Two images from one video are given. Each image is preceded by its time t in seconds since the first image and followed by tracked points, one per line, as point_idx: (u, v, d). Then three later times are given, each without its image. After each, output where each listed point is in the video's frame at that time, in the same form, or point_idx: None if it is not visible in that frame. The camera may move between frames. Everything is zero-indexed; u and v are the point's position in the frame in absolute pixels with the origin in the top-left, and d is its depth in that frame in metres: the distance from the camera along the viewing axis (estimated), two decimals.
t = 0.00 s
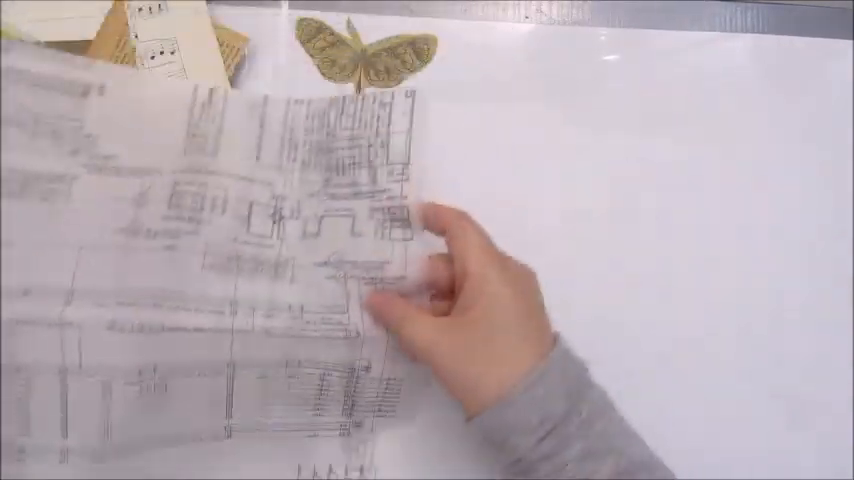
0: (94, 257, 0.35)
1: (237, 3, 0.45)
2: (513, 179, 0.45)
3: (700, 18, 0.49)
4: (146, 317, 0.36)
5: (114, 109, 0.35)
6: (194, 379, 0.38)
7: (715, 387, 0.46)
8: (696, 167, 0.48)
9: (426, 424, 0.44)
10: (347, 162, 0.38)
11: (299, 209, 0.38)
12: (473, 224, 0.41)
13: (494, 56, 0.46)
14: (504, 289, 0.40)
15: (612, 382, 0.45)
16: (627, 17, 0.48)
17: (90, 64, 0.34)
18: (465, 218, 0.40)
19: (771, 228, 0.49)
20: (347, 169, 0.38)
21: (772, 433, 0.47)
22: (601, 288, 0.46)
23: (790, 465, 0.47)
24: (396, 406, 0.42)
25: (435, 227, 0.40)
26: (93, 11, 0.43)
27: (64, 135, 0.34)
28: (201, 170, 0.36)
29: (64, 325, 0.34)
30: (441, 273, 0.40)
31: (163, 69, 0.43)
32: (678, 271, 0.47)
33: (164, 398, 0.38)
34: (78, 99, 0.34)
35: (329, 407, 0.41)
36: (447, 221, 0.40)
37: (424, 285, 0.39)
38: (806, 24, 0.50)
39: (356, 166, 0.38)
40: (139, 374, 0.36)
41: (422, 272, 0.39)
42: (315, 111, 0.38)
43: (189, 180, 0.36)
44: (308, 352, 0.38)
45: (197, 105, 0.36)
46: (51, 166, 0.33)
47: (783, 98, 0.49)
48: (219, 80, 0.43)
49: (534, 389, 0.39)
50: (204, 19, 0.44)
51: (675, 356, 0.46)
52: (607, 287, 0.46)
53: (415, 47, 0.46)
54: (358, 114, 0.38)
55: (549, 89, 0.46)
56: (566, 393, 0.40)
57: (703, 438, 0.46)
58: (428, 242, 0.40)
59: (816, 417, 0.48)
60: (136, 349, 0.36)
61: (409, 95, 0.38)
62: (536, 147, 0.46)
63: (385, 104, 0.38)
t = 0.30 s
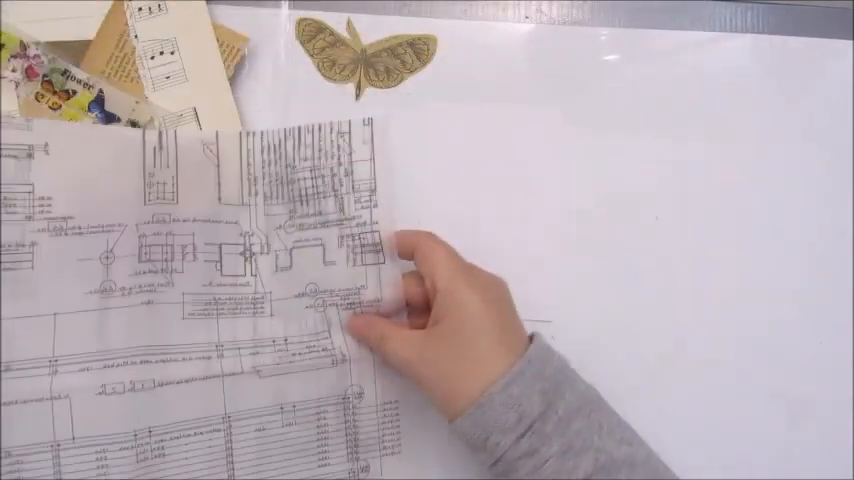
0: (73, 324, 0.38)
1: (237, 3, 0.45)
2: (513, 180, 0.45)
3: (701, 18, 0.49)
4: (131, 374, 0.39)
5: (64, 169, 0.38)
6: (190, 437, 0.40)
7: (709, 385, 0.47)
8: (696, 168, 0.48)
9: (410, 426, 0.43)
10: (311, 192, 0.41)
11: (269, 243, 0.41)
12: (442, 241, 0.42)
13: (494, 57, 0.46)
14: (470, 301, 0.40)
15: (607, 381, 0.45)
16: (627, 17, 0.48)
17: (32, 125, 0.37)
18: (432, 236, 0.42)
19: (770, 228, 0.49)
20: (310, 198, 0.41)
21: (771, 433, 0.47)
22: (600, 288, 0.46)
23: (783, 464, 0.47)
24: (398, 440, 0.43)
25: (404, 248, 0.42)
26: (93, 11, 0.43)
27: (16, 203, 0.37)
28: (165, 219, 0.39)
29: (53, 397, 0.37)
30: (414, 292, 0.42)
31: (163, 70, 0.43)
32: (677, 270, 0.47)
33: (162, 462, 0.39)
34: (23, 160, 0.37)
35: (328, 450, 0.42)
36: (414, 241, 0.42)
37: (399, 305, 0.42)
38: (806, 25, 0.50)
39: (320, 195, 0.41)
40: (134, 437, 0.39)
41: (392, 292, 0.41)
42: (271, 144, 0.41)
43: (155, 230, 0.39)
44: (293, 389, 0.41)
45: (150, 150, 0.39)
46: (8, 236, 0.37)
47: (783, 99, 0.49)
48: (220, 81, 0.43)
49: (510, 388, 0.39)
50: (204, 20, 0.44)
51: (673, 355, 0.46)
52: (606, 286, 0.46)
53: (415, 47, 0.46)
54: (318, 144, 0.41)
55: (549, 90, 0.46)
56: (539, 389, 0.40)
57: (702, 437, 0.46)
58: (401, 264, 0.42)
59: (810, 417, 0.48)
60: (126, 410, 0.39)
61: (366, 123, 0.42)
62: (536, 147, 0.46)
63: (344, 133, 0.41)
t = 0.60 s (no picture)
0: (79, 317, 0.38)
1: (237, 2, 0.45)
2: (512, 180, 0.46)
3: (701, 17, 0.49)
4: (135, 366, 0.39)
5: (70, 162, 0.38)
6: (194, 427, 0.40)
7: (710, 382, 0.47)
8: (696, 167, 0.48)
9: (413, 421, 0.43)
10: (316, 183, 0.41)
11: (273, 234, 0.41)
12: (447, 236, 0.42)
13: (493, 58, 0.46)
14: (477, 296, 0.40)
15: (606, 378, 0.45)
16: (627, 17, 0.48)
17: (37, 120, 0.38)
18: (437, 231, 0.42)
19: (770, 225, 0.49)
20: (316, 189, 0.41)
21: (772, 429, 0.47)
22: (600, 286, 0.46)
23: (783, 460, 0.47)
24: (398, 431, 0.43)
25: (410, 243, 0.42)
26: (93, 11, 0.43)
27: (24, 197, 0.37)
28: (168, 212, 0.39)
29: (61, 388, 0.38)
30: (419, 287, 0.42)
31: (164, 69, 0.43)
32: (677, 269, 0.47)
33: (168, 450, 0.40)
34: (30, 155, 0.37)
35: (329, 440, 0.42)
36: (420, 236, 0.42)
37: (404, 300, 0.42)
38: (806, 24, 0.50)
39: (326, 187, 0.41)
40: (141, 426, 0.39)
41: (396, 286, 0.42)
42: (276, 133, 0.41)
43: (158, 224, 0.39)
44: (295, 381, 0.41)
45: (152, 141, 0.39)
46: (16, 230, 0.37)
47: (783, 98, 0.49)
48: (220, 80, 0.43)
49: (516, 380, 0.39)
50: (204, 20, 0.44)
51: (673, 353, 0.46)
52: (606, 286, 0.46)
53: (415, 47, 0.46)
54: (324, 136, 0.42)
55: (549, 90, 0.46)
56: (545, 381, 0.40)
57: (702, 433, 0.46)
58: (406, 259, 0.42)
59: (811, 413, 0.48)
60: (131, 401, 0.39)
61: (372, 115, 0.42)
62: (536, 146, 0.46)
63: (350, 125, 0.42)
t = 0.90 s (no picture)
0: (79, 312, 0.38)
1: (237, 3, 0.45)
2: (512, 181, 0.46)
3: (701, 18, 0.49)
4: (136, 362, 0.39)
5: (69, 156, 0.38)
6: (196, 424, 0.40)
7: (711, 381, 0.47)
8: (696, 166, 0.48)
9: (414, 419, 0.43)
10: (318, 179, 0.41)
11: (276, 229, 0.41)
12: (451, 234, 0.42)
13: (493, 58, 0.46)
14: (481, 292, 0.40)
15: (607, 378, 0.45)
16: (627, 17, 0.48)
17: (35, 112, 0.38)
18: (441, 228, 0.42)
19: (770, 225, 0.49)
20: (318, 185, 0.41)
21: (772, 428, 0.47)
22: (601, 286, 0.46)
23: (783, 460, 0.47)
24: (400, 428, 0.43)
25: (414, 240, 0.42)
26: (92, 12, 0.43)
27: (23, 191, 0.37)
28: (169, 207, 0.39)
29: (61, 385, 0.38)
30: (422, 284, 0.42)
31: (164, 69, 0.43)
32: (678, 269, 0.47)
33: (169, 447, 0.40)
34: (29, 148, 0.37)
35: (330, 437, 0.42)
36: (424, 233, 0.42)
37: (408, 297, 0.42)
38: (807, 25, 0.50)
39: (328, 182, 0.41)
40: (142, 423, 0.39)
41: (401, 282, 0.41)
42: (278, 127, 0.41)
43: (159, 219, 0.39)
44: (297, 378, 0.41)
45: (153, 134, 0.39)
46: (15, 224, 0.37)
47: (782, 98, 0.50)
48: (220, 80, 0.43)
49: (520, 377, 0.39)
50: (204, 21, 0.44)
51: (674, 353, 0.46)
52: (607, 286, 0.46)
53: (415, 47, 0.46)
54: (328, 130, 0.41)
55: (549, 90, 0.46)
56: (549, 378, 0.40)
57: (703, 431, 0.46)
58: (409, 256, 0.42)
59: (811, 413, 0.48)
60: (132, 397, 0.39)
61: (377, 110, 0.41)
62: (536, 146, 0.46)
63: (354, 120, 0.41)
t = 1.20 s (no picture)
0: (78, 312, 0.38)
1: (237, 3, 0.45)
2: (512, 181, 0.46)
3: (701, 18, 0.49)
4: (136, 360, 0.39)
5: (69, 155, 0.38)
6: (196, 423, 0.40)
7: (711, 380, 0.47)
8: (696, 165, 0.48)
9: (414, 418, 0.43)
10: (319, 178, 0.41)
11: (276, 228, 0.41)
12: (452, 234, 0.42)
13: (493, 58, 0.46)
14: (482, 291, 0.40)
15: (606, 378, 0.45)
16: (627, 17, 0.48)
17: (35, 110, 0.38)
18: (442, 228, 0.42)
19: (770, 224, 0.49)
20: (319, 184, 0.41)
21: (772, 428, 0.47)
22: (601, 286, 0.46)
23: (783, 460, 0.47)
24: (400, 427, 0.43)
25: (414, 239, 0.42)
26: (93, 12, 0.43)
27: (23, 189, 0.37)
28: (170, 206, 0.39)
29: (62, 384, 0.38)
30: (422, 283, 0.43)
31: (164, 69, 0.43)
32: (678, 269, 0.47)
33: (169, 446, 0.40)
34: (28, 146, 0.37)
35: (331, 436, 0.42)
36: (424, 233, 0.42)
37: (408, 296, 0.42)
38: (807, 25, 0.50)
39: (329, 182, 0.41)
40: (142, 423, 0.39)
41: (402, 281, 0.41)
42: (279, 126, 0.41)
43: (159, 218, 0.39)
44: (298, 377, 0.41)
45: (153, 132, 0.39)
46: (15, 222, 0.37)
47: (782, 98, 0.50)
48: (220, 80, 0.43)
49: (520, 376, 0.39)
50: (204, 20, 0.44)
51: (674, 353, 0.46)
52: (606, 286, 0.46)
53: (415, 47, 0.46)
54: (329, 130, 0.41)
55: (549, 90, 0.46)
56: (549, 377, 0.40)
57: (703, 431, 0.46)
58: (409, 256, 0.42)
59: (811, 413, 0.48)
60: (132, 396, 0.39)
61: (379, 110, 0.41)
62: (536, 146, 0.46)
63: (356, 120, 0.41)
